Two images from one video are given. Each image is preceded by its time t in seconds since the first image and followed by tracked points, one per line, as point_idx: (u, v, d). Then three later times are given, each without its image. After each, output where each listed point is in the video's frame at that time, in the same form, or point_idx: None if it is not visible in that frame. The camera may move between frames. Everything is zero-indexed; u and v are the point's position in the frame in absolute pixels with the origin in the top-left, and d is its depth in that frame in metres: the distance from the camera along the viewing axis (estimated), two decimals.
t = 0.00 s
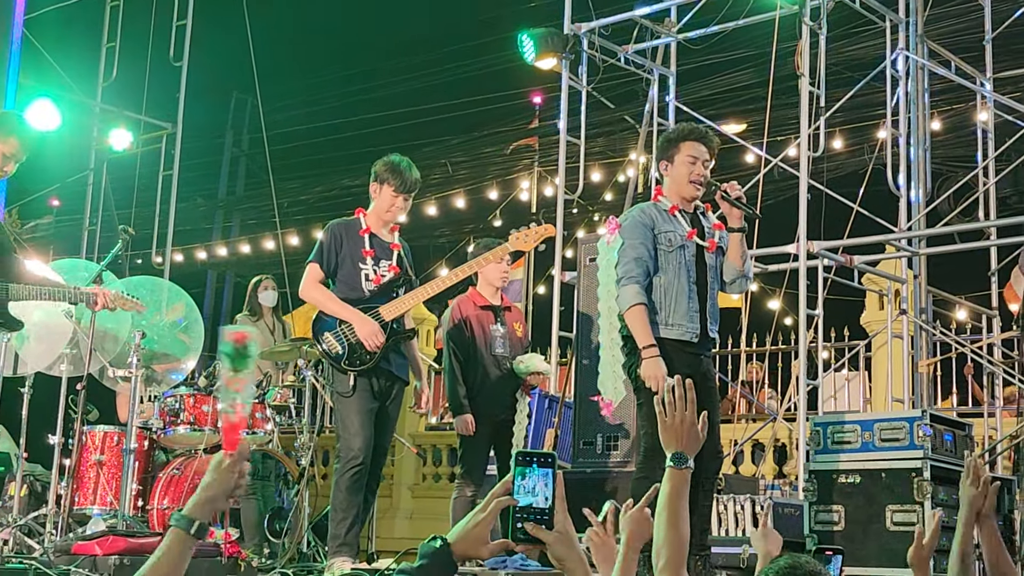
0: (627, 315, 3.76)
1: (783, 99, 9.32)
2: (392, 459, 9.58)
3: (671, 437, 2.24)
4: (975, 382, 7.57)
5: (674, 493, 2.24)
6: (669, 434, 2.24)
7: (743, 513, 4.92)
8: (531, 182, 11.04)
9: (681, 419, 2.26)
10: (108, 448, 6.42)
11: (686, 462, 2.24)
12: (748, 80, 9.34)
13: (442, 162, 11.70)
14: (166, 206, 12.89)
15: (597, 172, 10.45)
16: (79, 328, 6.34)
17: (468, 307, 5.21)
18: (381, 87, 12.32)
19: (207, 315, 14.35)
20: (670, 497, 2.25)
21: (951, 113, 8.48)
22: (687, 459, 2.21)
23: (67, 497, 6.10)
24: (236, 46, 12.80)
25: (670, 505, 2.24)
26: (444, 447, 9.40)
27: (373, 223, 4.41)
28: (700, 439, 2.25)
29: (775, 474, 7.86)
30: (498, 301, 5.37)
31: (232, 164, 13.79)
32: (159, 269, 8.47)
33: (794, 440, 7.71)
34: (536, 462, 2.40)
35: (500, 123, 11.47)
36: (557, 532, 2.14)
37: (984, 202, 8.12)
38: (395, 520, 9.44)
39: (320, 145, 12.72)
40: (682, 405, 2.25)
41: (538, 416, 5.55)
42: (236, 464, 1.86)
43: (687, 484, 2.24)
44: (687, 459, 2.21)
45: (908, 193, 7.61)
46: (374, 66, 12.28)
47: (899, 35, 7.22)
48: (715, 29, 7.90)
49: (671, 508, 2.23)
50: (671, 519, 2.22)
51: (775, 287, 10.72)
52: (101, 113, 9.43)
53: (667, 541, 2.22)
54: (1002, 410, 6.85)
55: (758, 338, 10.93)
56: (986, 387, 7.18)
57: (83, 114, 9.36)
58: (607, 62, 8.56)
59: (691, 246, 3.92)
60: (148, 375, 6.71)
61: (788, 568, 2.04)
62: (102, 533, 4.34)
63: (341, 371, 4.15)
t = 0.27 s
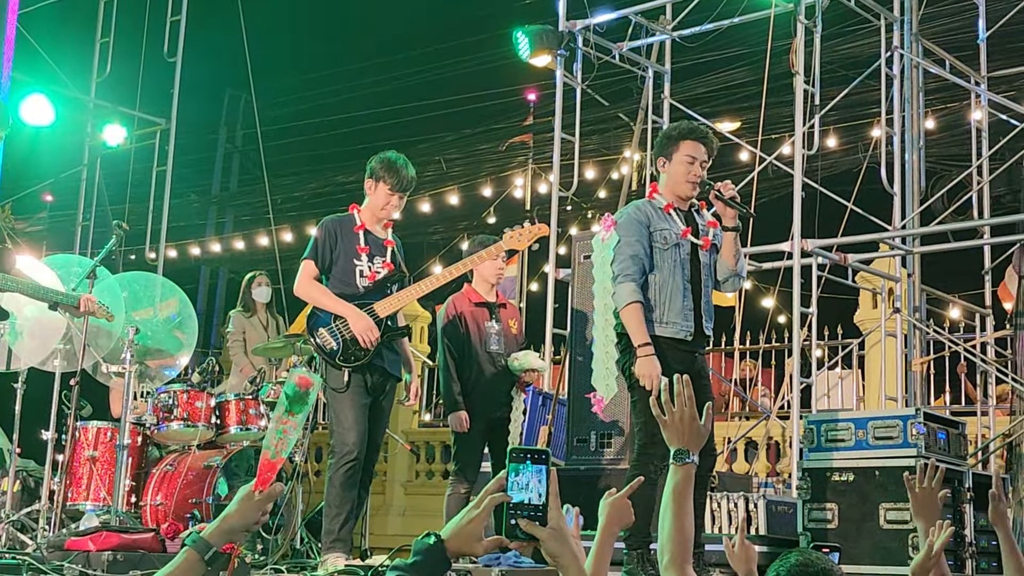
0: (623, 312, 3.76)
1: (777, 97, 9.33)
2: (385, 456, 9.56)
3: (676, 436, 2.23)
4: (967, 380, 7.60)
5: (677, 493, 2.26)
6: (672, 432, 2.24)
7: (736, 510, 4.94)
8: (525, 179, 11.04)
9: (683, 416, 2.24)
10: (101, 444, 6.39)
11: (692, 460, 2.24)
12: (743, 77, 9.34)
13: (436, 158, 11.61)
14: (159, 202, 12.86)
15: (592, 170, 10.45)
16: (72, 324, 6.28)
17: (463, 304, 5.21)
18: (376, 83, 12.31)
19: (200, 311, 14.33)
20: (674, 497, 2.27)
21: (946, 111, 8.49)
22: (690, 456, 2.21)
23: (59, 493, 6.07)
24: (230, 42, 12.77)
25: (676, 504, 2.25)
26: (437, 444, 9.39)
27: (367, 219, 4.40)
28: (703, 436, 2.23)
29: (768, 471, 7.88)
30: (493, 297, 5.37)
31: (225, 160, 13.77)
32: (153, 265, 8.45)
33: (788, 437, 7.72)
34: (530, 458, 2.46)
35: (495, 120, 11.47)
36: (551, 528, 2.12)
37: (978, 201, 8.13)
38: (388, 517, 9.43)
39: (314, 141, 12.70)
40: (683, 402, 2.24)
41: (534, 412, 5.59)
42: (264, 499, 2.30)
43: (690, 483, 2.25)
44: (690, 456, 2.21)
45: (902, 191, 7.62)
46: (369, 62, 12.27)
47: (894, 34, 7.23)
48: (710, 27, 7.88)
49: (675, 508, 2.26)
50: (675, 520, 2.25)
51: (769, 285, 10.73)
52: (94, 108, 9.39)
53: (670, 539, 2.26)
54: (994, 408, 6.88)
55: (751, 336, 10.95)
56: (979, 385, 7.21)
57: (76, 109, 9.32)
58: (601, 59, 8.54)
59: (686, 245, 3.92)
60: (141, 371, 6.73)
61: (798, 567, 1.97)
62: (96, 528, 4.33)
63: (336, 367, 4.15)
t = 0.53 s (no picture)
0: (615, 312, 3.76)
1: (771, 97, 9.34)
2: (377, 454, 9.54)
3: (689, 437, 2.25)
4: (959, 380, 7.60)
5: (683, 496, 2.26)
6: (686, 431, 2.25)
7: (728, 510, 4.93)
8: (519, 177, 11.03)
9: (697, 417, 2.26)
10: (93, 441, 6.36)
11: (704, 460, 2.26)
12: (737, 77, 9.36)
13: (429, 157, 11.64)
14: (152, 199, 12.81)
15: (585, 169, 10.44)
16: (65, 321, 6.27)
17: (456, 302, 5.20)
18: (369, 81, 12.29)
19: (193, 309, 14.29)
20: (679, 500, 2.27)
21: (939, 112, 8.51)
22: (699, 457, 2.23)
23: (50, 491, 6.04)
24: (224, 39, 12.75)
25: (681, 505, 2.25)
26: (429, 442, 9.38)
27: (359, 217, 4.39)
28: (716, 436, 2.25)
29: (760, 471, 7.88)
30: (486, 296, 5.37)
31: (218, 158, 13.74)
32: (146, 262, 8.43)
33: (780, 437, 7.71)
34: (521, 456, 2.57)
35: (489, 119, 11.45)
36: (544, 525, 2.11)
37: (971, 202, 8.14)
38: (379, 516, 9.41)
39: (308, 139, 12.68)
40: (700, 401, 2.25)
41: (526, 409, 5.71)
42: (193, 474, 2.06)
43: (698, 486, 2.26)
44: (700, 456, 2.23)
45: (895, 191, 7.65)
46: (363, 60, 12.25)
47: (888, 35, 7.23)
48: (705, 27, 7.88)
49: (680, 511, 2.25)
50: (678, 522, 2.24)
51: (762, 285, 10.74)
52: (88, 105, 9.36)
53: (674, 541, 2.24)
54: (986, 408, 6.88)
55: (744, 336, 10.95)
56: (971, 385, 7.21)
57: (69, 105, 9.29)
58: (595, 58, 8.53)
59: (679, 245, 3.92)
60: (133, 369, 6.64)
61: (814, 568, 1.96)
62: (86, 526, 4.32)
63: (331, 365, 4.14)
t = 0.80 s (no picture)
0: (606, 314, 3.75)
1: (764, 98, 9.35)
2: (369, 455, 9.52)
3: (683, 442, 2.27)
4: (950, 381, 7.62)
5: (676, 502, 2.29)
6: (678, 438, 2.27)
7: (720, 511, 4.94)
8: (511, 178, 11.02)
9: (688, 420, 2.27)
10: (84, 440, 6.34)
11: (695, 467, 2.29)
12: (729, 78, 9.38)
13: (422, 157, 11.60)
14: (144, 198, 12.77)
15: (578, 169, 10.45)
16: (56, 320, 6.22)
17: (449, 301, 5.19)
18: (362, 81, 12.27)
19: (184, 308, 14.25)
20: (673, 506, 2.30)
21: (931, 114, 8.54)
22: (692, 464, 2.26)
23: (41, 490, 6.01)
24: (216, 38, 12.72)
25: (675, 510, 2.28)
26: (421, 442, 9.36)
27: (350, 216, 4.38)
28: (707, 443, 2.28)
29: (751, 472, 7.88)
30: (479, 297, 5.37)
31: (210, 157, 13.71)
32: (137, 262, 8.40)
33: (772, 438, 7.72)
34: (511, 459, 2.51)
35: (481, 119, 11.44)
36: (534, 527, 2.13)
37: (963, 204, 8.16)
38: (371, 516, 9.39)
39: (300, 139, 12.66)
40: (694, 408, 2.27)
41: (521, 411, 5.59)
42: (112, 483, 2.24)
43: (691, 492, 2.29)
44: (692, 462, 2.25)
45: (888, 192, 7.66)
46: (356, 60, 12.24)
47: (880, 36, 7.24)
48: (698, 28, 7.88)
49: (674, 517, 2.28)
50: (674, 527, 2.26)
51: (754, 286, 10.74)
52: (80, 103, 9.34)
53: (670, 545, 2.26)
54: (977, 410, 6.90)
55: (736, 337, 10.96)
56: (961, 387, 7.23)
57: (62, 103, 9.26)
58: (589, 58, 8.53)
59: (670, 248, 3.91)
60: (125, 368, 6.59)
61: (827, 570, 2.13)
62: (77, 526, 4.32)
63: (325, 364, 4.12)
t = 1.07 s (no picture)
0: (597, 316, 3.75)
1: (756, 99, 9.36)
2: (360, 455, 9.51)
3: (671, 448, 2.32)
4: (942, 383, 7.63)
5: (667, 508, 2.35)
6: (664, 444, 2.33)
7: (711, 512, 4.94)
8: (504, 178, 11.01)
9: (672, 425, 2.34)
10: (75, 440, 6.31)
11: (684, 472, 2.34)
12: (721, 79, 9.39)
13: (414, 158, 11.56)
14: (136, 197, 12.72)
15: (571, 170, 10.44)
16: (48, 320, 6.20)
17: (442, 301, 5.20)
18: (355, 81, 12.26)
19: (176, 308, 14.21)
20: (664, 512, 2.36)
21: (924, 115, 8.56)
22: (680, 468, 2.32)
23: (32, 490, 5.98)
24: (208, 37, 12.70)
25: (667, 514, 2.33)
26: (413, 442, 9.35)
27: (342, 215, 4.36)
28: (692, 447, 2.34)
29: (743, 473, 7.88)
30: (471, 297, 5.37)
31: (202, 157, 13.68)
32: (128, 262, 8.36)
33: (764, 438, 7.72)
34: (504, 459, 2.96)
35: (475, 119, 11.43)
36: (526, 530, 2.10)
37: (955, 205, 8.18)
38: (362, 516, 9.38)
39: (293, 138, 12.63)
40: (677, 413, 2.34)
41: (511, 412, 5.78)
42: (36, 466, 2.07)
43: (682, 496, 2.35)
44: (679, 466, 2.31)
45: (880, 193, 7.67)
46: (349, 59, 12.23)
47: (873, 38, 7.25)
48: (691, 29, 7.88)
49: (666, 522, 2.33)
50: (667, 532, 2.32)
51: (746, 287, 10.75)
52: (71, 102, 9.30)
53: (665, 550, 2.31)
54: (968, 411, 6.91)
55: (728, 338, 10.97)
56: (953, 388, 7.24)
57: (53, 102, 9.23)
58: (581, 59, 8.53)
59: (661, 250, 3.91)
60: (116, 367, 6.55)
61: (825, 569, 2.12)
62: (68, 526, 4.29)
63: (319, 364, 4.10)
